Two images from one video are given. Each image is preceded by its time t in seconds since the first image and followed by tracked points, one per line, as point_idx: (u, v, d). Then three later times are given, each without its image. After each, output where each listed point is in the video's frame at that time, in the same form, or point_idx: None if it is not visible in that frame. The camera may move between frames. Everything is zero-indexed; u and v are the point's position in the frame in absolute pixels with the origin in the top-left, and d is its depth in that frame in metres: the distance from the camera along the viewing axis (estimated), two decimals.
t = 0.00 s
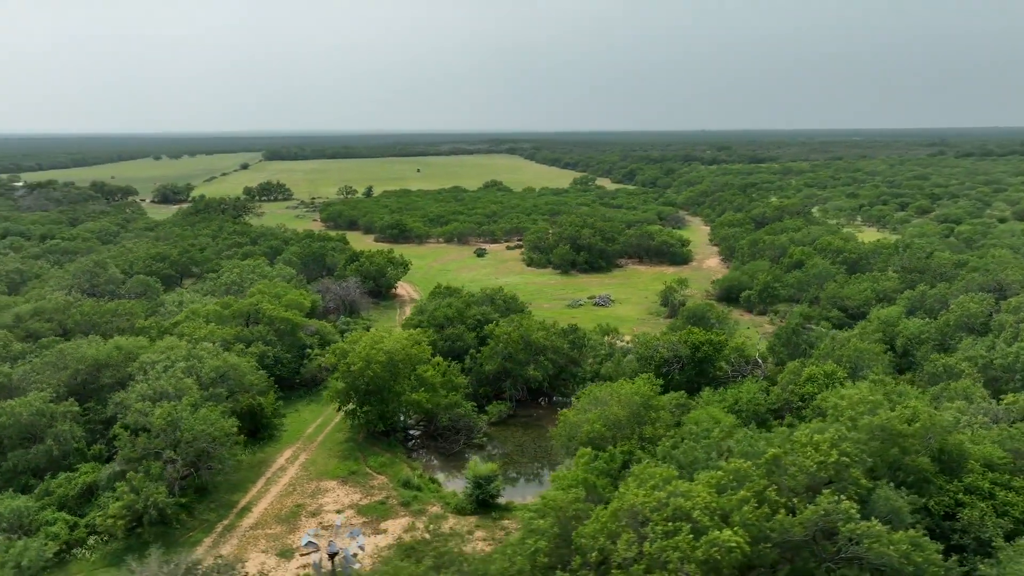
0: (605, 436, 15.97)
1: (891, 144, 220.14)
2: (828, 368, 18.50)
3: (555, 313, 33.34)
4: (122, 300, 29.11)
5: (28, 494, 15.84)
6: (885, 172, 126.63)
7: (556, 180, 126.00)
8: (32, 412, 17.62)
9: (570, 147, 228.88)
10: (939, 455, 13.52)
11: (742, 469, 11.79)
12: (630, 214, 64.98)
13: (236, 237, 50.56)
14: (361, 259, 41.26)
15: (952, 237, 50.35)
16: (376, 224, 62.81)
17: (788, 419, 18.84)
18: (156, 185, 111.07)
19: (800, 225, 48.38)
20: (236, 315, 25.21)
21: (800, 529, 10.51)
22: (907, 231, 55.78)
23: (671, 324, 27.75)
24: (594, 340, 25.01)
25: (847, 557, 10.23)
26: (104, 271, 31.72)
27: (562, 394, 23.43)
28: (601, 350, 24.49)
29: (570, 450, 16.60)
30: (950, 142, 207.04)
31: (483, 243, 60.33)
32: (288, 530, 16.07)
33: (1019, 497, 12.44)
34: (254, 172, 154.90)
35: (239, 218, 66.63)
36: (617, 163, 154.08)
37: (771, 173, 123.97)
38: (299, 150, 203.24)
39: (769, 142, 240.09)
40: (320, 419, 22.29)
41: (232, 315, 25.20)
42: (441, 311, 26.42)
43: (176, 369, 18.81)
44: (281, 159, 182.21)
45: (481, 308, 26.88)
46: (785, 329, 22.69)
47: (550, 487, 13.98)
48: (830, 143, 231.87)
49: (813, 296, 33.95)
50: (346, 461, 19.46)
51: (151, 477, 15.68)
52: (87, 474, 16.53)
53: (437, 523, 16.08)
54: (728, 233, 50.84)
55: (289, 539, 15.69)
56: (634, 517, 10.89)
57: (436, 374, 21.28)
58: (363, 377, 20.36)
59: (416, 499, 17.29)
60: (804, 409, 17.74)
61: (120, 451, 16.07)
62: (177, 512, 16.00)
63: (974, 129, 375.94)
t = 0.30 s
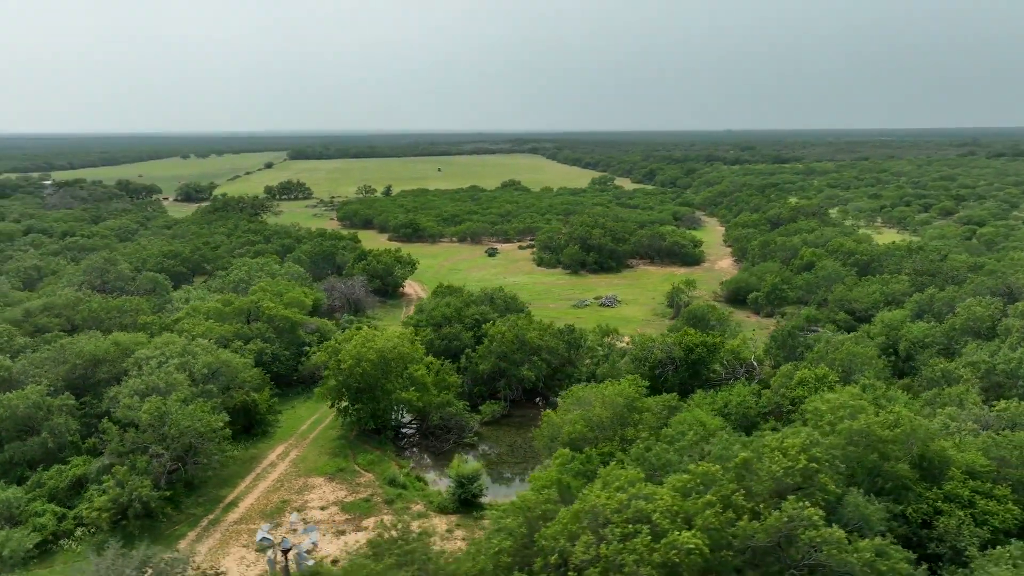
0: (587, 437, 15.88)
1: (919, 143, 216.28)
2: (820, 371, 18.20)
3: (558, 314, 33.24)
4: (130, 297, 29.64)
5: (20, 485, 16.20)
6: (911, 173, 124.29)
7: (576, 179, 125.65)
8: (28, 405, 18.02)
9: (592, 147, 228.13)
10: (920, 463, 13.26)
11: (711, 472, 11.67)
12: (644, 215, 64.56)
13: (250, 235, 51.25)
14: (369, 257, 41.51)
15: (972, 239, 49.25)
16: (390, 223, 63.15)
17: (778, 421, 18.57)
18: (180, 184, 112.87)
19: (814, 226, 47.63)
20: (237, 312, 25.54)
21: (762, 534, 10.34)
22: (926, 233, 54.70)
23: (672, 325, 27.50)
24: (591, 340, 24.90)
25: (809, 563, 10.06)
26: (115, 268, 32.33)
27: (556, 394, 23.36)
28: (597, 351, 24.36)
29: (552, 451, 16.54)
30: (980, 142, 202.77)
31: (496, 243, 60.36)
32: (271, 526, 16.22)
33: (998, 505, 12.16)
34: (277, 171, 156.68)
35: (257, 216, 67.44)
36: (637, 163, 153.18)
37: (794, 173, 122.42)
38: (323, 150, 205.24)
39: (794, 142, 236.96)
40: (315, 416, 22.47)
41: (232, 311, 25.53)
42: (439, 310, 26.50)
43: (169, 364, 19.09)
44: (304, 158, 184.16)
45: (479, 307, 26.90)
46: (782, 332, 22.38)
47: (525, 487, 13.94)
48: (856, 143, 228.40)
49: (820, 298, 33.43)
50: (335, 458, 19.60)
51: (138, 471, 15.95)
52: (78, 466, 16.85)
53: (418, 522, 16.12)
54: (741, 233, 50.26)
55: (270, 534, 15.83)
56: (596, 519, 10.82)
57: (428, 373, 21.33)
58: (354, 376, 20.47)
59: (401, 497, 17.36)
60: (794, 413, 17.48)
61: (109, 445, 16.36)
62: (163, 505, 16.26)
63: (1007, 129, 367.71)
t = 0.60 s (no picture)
0: (571, 437, 15.79)
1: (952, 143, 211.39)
2: (815, 375, 17.86)
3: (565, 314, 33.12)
4: (142, 293, 30.26)
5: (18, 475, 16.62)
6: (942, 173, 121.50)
7: (598, 179, 125.05)
8: (30, 397, 18.49)
9: (617, 146, 227.17)
10: (903, 470, 12.98)
11: (681, 476, 11.53)
12: (662, 215, 64.05)
13: (268, 233, 51.97)
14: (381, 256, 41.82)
15: (998, 241, 47.94)
16: (407, 222, 63.53)
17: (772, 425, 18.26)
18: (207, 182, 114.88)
19: (833, 227, 46.77)
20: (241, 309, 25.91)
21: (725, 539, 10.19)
22: (951, 235, 53.40)
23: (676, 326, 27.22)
24: (591, 341, 24.78)
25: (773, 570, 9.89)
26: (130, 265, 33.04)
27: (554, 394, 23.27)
28: (597, 352, 24.23)
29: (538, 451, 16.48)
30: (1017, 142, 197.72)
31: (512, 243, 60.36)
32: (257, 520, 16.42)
33: (981, 514, 11.85)
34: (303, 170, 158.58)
35: (277, 215, 68.35)
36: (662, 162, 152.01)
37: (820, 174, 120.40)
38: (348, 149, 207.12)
39: (824, 142, 233.02)
40: (313, 412, 22.70)
41: (237, 308, 25.91)
42: (441, 309, 26.58)
43: (167, 359, 19.42)
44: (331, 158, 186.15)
45: (481, 306, 26.92)
46: (783, 334, 22.01)
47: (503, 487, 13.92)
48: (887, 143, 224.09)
49: (832, 301, 32.84)
50: (329, 455, 19.76)
51: (129, 463, 16.26)
52: (75, 458, 17.24)
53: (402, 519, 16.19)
54: (758, 234, 49.58)
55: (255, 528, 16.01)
56: (560, 521, 10.77)
57: (423, 372, 21.39)
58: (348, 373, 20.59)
59: (388, 494, 17.45)
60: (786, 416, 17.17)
61: (103, 438, 16.71)
62: (154, 498, 16.57)
63: None
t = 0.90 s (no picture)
0: (554, 438, 15.75)
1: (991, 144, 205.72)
2: (808, 380, 17.55)
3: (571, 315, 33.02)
4: (155, 289, 30.91)
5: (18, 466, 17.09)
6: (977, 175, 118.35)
7: (622, 179, 124.34)
8: (35, 390, 18.97)
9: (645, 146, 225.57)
10: (884, 478, 12.71)
11: (650, 479, 11.43)
12: (682, 216, 63.40)
13: (287, 232, 52.69)
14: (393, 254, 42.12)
15: None
16: (426, 222, 63.85)
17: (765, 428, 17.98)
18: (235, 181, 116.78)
19: (852, 228, 45.87)
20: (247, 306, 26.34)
21: (687, 544, 10.07)
22: (979, 238, 51.97)
23: (679, 328, 26.92)
24: (591, 342, 24.64)
25: None
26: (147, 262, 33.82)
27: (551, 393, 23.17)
28: (597, 352, 24.09)
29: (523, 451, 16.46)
30: None
31: (529, 242, 60.30)
32: (247, 514, 16.65)
33: (961, 524, 11.56)
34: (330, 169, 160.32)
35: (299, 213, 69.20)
36: (687, 163, 150.52)
37: (850, 175, 118.09)
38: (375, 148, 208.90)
39: (857, 142, 228.60)
40: (312, 409, 22.97)
41: (243, 305, 26.34)
42: (443, 308, 26.69)
43: (166, 354, 19.79)
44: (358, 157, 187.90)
45: (482, 306, 26.96)
46: (783, 338, 21.65)
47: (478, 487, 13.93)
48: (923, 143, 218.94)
49: (845, 304, 32.22)
50: (323, 451, 19.96)
51: (123, 456, 16.60)
52: (72, 448, 17.63)
53: (387, 517, 16.27)
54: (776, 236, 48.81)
55: (244, 522, 16.22)
56: (521, 522, 10.76)
57: (419, 370, 21.47)
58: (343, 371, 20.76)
59: (377, 492, 17.55)
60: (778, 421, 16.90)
61: (99, 430, 17.08)
62: (147, 491, 16.90)
63: None
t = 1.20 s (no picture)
0: (537, 437, 15.68)
1: None
2: (800, 383, 17.22)
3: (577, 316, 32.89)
4: (167, 286, 31.51)
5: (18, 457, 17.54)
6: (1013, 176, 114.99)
7: (646, 180, 123.53)
8: (38, 382, 19.43)
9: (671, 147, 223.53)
10: (863, 485, 12.44)
11: (616, 481, 11.33)
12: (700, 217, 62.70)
13: (304, 230, 53.32)
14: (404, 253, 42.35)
15: None
16: (443, 221, 64.09)
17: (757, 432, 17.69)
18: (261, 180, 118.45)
19: (871, 230, 44.95)
20: (252, 303, 26.71)
21: (645, 547, 9.94)
22: (1007, 240, 50.48)
23: (681, 329, 26.65)
24: (590, 343, 24.50)
25: None
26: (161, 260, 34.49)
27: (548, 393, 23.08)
28: (595, 353, 23.96)
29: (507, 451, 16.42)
30: None
31: (545, 242, 60.16)
32: (235, 508, 16.87)
33: (937, 534, 11.25)
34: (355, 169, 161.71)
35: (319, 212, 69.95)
36: (713, 163, 148.84)
37: (879, 176, 115.70)
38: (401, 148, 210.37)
39: (890, 142, 223.95)
40: (311, 405, 23.19)
41: (248, 303, 26.72)
42: (444, 308, 26.78)
43: (165, 349, 20.14)
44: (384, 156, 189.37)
45: (484, 306, 26.99)
46: (782, 341, 21.29)
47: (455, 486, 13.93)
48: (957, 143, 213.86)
49: (857, 307, 31.58)
50: (316, 447, 20.14)
51: (116, 448, 16.92)
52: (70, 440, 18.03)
53: (371, 514, 16.36)
54: (793, 237, 48.02)
55: (231, 516, 16.44)
56: (483, 521, 10.74)
57: (414, 369, 21.55)
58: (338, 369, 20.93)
59: (364, 489, 17.66)
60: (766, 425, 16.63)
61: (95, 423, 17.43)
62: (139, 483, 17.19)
63: None
